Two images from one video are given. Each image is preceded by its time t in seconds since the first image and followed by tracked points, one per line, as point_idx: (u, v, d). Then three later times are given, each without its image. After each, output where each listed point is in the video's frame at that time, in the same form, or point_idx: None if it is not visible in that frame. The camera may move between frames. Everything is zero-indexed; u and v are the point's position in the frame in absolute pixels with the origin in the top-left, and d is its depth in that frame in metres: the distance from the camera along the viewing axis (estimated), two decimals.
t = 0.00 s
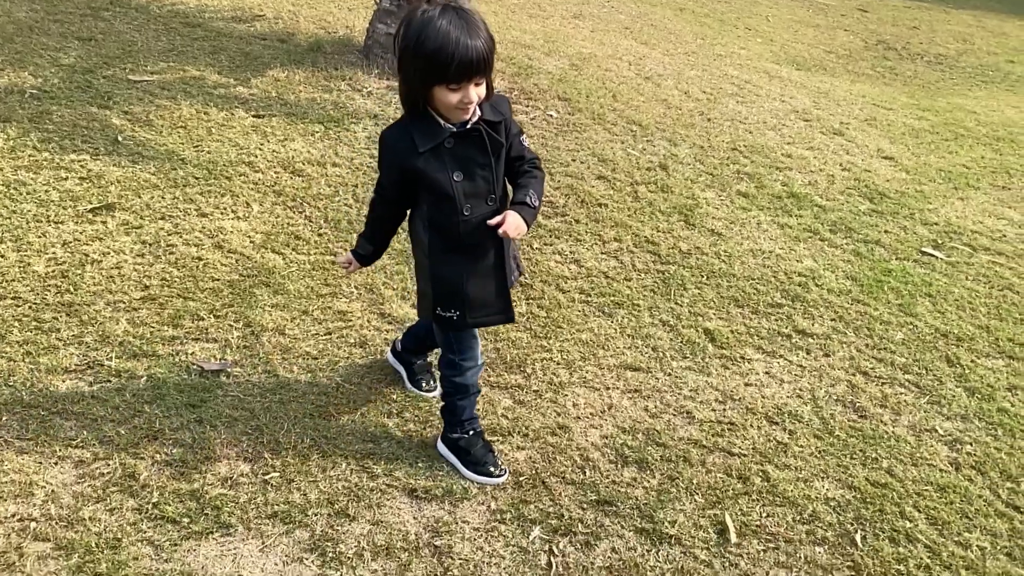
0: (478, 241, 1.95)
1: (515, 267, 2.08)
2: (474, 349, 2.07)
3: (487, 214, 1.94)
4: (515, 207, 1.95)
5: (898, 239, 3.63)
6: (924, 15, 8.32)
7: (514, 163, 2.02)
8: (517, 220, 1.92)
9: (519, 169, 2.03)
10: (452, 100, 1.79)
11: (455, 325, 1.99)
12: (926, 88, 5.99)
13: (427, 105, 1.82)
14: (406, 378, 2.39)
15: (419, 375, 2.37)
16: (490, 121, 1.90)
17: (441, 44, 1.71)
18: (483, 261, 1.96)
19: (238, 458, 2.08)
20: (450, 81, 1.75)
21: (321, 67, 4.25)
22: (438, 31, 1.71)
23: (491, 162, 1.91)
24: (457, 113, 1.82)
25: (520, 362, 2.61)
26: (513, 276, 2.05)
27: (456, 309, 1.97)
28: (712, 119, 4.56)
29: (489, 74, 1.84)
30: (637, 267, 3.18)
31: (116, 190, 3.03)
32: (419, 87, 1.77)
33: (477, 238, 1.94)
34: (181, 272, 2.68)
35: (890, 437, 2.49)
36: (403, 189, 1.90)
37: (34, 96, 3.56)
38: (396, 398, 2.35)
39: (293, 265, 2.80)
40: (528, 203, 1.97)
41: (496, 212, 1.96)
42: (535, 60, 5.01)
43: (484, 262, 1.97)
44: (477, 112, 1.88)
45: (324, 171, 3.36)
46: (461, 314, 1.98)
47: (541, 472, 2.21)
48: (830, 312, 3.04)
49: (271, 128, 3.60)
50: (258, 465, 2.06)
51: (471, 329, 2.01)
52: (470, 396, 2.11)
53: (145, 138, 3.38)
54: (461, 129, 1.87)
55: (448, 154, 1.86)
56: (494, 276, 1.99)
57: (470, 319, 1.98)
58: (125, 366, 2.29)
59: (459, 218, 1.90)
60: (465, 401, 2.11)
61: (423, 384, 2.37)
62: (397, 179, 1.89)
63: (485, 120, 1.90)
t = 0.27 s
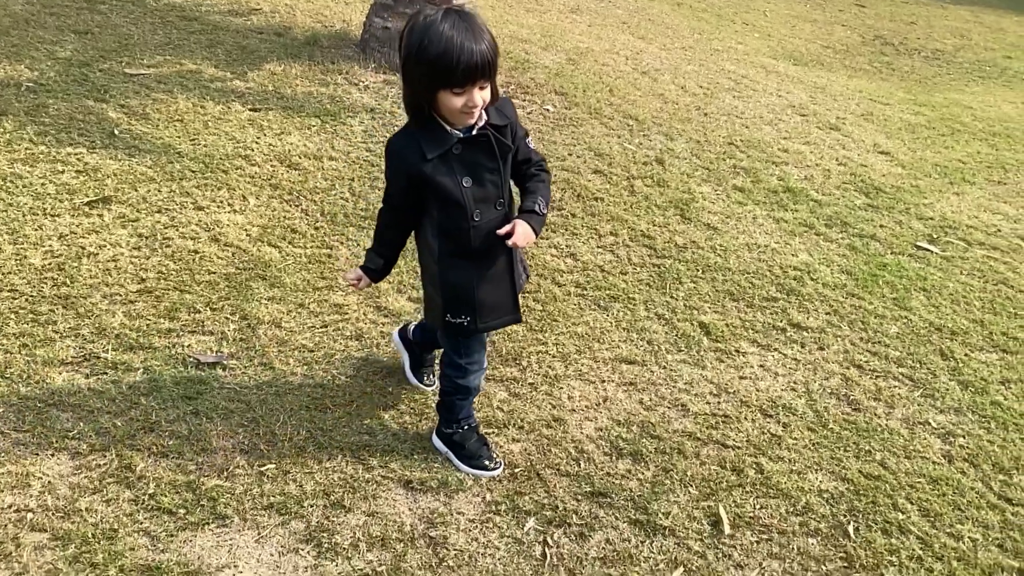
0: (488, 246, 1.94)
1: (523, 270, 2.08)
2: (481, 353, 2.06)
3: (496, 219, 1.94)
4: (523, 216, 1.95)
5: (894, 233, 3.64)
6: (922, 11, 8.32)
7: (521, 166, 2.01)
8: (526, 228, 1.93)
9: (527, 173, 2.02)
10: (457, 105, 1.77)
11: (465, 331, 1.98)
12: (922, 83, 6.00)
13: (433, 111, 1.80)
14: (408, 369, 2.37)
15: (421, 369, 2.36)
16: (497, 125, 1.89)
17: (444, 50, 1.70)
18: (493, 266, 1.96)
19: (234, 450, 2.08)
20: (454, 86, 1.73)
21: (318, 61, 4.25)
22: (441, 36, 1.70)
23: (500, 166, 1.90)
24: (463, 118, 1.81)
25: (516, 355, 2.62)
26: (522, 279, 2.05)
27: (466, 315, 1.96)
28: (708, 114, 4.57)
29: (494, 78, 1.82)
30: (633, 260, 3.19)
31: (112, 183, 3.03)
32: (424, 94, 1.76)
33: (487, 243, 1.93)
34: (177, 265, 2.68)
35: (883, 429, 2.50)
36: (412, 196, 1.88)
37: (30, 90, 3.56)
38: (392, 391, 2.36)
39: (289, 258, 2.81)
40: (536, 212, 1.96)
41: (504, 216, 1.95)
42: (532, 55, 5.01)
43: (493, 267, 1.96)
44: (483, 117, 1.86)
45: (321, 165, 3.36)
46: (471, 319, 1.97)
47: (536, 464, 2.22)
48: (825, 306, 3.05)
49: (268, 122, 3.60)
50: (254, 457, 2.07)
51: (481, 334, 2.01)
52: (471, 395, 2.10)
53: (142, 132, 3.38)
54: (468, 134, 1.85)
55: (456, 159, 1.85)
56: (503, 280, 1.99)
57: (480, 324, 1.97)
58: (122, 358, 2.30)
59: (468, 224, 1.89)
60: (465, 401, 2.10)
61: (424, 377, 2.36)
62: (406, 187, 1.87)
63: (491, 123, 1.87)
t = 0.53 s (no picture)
0: (494, 247, 1.95)
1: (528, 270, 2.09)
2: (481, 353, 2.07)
3: (503, 219, 1.95)
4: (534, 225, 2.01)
5: (891, 229, 3.64)
6: (922, 7, 8.31)
7: (527, 166, 2.03)
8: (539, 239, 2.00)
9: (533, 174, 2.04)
10: (462, 108, 1.76)
11: (469, 331, 1.99)
12: (922, 80, 6.00)
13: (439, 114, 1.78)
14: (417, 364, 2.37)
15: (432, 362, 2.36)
16: (505, 125, 1.89)
17: (449, 53, 1.67)
18: (498, 266, 1.97)
19: (232, 444, 2.09)
20: (460, 90, 1.71)
21: (317, 56, 4.25)
22: (446, 38, 1.67)
23: (508, 166, 1.91)
24: (469, 120, 1.79)
25: (513, 350, 2.63)
26: (527, 280, 2.06)
27: (471, 315, 1.97)
28: (707, 110, 4.57)
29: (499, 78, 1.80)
30: (631, 256, 3.20)
31: (111, 179, 3.04)
32: (429, 97, 1.73)
33: (493, 244, 1.94)
34: (176, 260, 2.69)
35: (879, 424, 2.51)
36: (419, 196, 1.88)
37: (28, 85, 3.56)
38: (390, 386, 2.37)
39: (287, 254, 2.81)
40: (547, 221, 2.03)
41: (510, 217, 1.96)
42: (531, 51, 5.01)
43: (498, 267, 1.97)
44: (492, 116, 1.86)
45: (319, 161, 3.36)
46: (475, 320, 1.98)
47: (533, 458, 2.23)
48: (822, 301, 3.06)
49: (266, 117, 3.61)
50: (252, 451, 2.08)
51: (485, 335, 2.01)
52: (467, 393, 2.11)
53: (140, 127, 3.38)
54: (477, 135, 1.85)
55: (465, 159, 1.85)
56: (508, 282, 2.00)
57: (484, 324, 1.98)
58: (120, 353, 2.30)
59: (476, 224, 1.90)
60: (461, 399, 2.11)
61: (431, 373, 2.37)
62: (413, 188, 1.86)
63: (499, 123, 1.88)
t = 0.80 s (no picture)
0: (498, 242, 1.94)
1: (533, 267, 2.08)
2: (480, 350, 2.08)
3: (508, 215, 1.94)
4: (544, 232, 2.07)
5: (888, 225, 3.65)
6: (920, 2, 8.30)
7: (534, 162, 2.04)
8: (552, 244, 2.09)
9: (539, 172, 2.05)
10: (469, 108, 1.75)
11: (470, 327, 1.98)
12: (920, 75, 6.00)
13: (446, 114, 1.78)
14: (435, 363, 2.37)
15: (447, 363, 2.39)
16: (513, 121, 1.89)
17: (455, 55, 1.67)
18: (501, 262, 1.96)
19: (230, 440, 2.10)
20: (465, 91, 1.71)
21: (314, 53, 4.24)
22: (452, 40, 1.67)
23: (515, 161, 1.90)
24: (476, 120, 1.79)
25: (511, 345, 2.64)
26: (531, 277, 2.05)
27: (472, 312, 1.96)
28: (705, 106, 4.57)
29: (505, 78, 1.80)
30: (628, 252, 3.20)
31: (108, 175, 3.04)
32: (435, 98, 1.73)
33: (497, 240, 1.94)
34: (173, 256, 2.70)
35: (875, 419, 2.52)
36: (425, 190, 1.87)
37: (26, 81, 3.56)
38: (387, 381, 2.37)
39: (285, 250, 2.82)
40: (558, 226, 2.08)
41: (515, 213, 1.96)
42: (529, 46, 5.01)
43: (501, 263, 1.97)
44: (500, 112, 1.86)
45: (317, 157, 3.37)
46: (477, 317, 1.97)
47: (530, 453, 2.24)
48: (819, 297, 3.07)
49: (264, 113, 3.61)
50: (250, 447, 2.09)
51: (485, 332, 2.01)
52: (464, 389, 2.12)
53: (138, 123, 3.38)
54: (484, 130, 1.84)
55: (471, 155, 1.84)
56: (511, 278, 1.99)
57: (485, 321, 1.98)
58: (118, 349, 2.31)
59: (480, 220, 1.89)
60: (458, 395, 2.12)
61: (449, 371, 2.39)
62: (419, 182, 1.85)
63: (506, 119, 1.88)
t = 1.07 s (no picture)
0: (499, 239, 1.92)
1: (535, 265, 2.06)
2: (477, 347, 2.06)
3: (510, 212, 1.92)
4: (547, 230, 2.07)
5: (882, 221, 3.66)
6: None
7: (537, 159, 2.03)
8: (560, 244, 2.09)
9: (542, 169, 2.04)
10: (473, 106, 1.73)
11: (469, 325, 1.96)
12: (914, 72, 6.01)
13: (449, 112, 1.76)
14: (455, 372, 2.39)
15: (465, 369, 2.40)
16: (517, 117, 1.87)
17: (457, 54, 1.65)
18: (502, 259, 1.94)
19: (225, 437, 2.10)
20: (467, 89, 1.69)
21: (308, 50, 4.24)
22: (454, 37, 1.65)
23: (518, 157, 1.88)
24: (479, 119, 1.77)
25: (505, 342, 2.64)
26: (533, 275, 2.03)
27: (472, 310, 1.94)
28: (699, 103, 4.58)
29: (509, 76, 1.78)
30: (622, 249, 3.21)
31: (102, 173, 3.04)
32: (438, 96, 1.71)
33: (498, 237, 1.91)
34: (168, 255, 2.69)
35: (868, 414, 2.53)
36: (426, 186, 1.84)
37: (19, 80, 3.56)
38: (382, 378, 2.38)
39: (279, 248, 2.82)
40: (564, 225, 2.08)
41: (516, 211, 1.93)
42: (524, 44, 5.01)
43: (502, 261, 1.94)
44: (505, 109, 1.84)
45: (311, 155, 3.37)
46: (476, 315, 1.95)
47: (525, 450, 2.25)
48: (813, 293, 3.08)
49: (258, 112, 3.60)
50: (244, 444, 2.09)
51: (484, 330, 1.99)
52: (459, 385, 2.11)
53: (131, 122, 3.38)
54: (488, 126, 1.83)
55: (474, 150, 1.82)
56: (512, 276, 1.97)
57: (485, 319, 1.95)
58: (112, 348, 2.31)
59: (481, 217, 1.87)
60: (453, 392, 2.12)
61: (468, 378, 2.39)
62: (421, 178, 1.83)
63: (510, 115, 1.86)
